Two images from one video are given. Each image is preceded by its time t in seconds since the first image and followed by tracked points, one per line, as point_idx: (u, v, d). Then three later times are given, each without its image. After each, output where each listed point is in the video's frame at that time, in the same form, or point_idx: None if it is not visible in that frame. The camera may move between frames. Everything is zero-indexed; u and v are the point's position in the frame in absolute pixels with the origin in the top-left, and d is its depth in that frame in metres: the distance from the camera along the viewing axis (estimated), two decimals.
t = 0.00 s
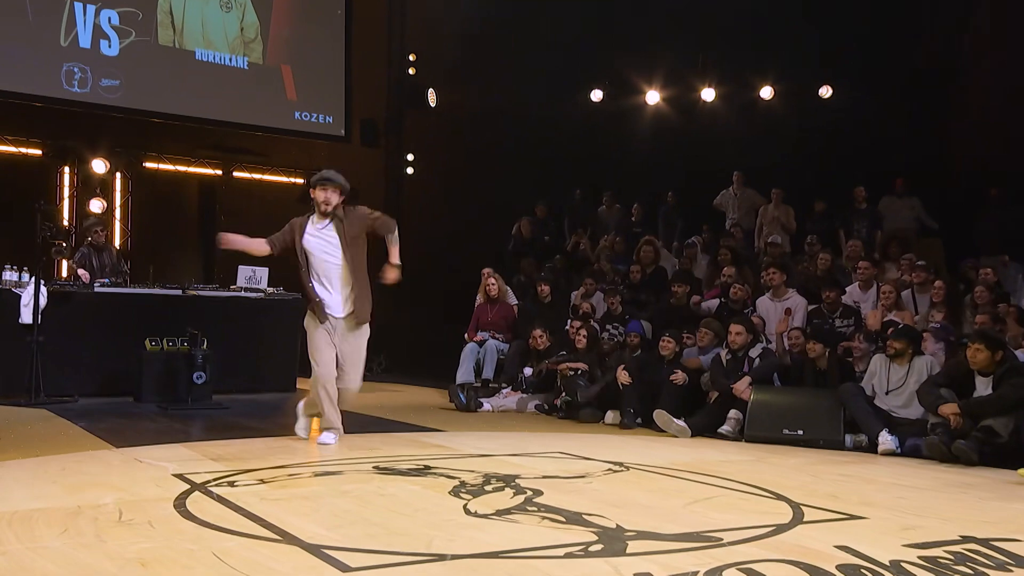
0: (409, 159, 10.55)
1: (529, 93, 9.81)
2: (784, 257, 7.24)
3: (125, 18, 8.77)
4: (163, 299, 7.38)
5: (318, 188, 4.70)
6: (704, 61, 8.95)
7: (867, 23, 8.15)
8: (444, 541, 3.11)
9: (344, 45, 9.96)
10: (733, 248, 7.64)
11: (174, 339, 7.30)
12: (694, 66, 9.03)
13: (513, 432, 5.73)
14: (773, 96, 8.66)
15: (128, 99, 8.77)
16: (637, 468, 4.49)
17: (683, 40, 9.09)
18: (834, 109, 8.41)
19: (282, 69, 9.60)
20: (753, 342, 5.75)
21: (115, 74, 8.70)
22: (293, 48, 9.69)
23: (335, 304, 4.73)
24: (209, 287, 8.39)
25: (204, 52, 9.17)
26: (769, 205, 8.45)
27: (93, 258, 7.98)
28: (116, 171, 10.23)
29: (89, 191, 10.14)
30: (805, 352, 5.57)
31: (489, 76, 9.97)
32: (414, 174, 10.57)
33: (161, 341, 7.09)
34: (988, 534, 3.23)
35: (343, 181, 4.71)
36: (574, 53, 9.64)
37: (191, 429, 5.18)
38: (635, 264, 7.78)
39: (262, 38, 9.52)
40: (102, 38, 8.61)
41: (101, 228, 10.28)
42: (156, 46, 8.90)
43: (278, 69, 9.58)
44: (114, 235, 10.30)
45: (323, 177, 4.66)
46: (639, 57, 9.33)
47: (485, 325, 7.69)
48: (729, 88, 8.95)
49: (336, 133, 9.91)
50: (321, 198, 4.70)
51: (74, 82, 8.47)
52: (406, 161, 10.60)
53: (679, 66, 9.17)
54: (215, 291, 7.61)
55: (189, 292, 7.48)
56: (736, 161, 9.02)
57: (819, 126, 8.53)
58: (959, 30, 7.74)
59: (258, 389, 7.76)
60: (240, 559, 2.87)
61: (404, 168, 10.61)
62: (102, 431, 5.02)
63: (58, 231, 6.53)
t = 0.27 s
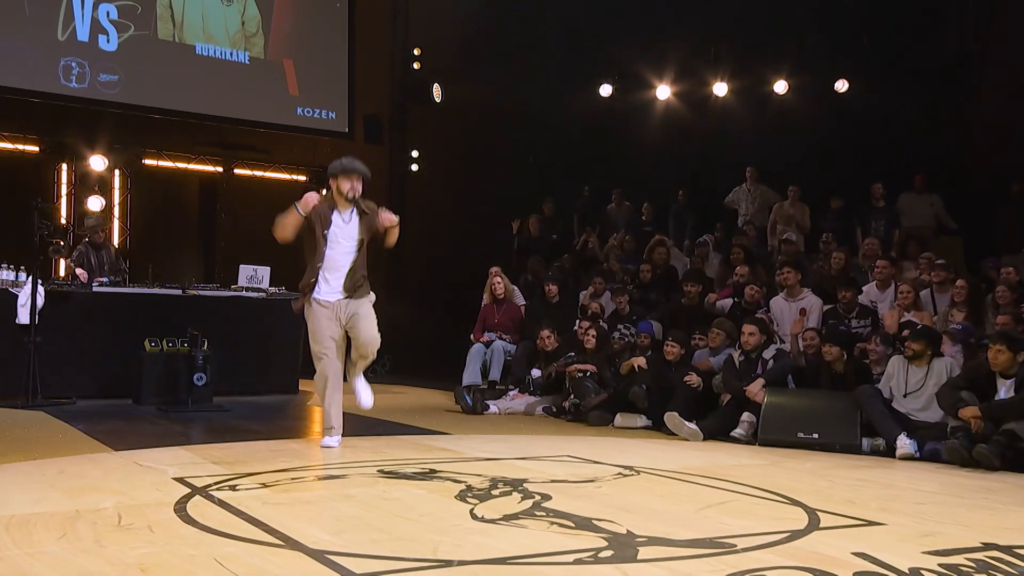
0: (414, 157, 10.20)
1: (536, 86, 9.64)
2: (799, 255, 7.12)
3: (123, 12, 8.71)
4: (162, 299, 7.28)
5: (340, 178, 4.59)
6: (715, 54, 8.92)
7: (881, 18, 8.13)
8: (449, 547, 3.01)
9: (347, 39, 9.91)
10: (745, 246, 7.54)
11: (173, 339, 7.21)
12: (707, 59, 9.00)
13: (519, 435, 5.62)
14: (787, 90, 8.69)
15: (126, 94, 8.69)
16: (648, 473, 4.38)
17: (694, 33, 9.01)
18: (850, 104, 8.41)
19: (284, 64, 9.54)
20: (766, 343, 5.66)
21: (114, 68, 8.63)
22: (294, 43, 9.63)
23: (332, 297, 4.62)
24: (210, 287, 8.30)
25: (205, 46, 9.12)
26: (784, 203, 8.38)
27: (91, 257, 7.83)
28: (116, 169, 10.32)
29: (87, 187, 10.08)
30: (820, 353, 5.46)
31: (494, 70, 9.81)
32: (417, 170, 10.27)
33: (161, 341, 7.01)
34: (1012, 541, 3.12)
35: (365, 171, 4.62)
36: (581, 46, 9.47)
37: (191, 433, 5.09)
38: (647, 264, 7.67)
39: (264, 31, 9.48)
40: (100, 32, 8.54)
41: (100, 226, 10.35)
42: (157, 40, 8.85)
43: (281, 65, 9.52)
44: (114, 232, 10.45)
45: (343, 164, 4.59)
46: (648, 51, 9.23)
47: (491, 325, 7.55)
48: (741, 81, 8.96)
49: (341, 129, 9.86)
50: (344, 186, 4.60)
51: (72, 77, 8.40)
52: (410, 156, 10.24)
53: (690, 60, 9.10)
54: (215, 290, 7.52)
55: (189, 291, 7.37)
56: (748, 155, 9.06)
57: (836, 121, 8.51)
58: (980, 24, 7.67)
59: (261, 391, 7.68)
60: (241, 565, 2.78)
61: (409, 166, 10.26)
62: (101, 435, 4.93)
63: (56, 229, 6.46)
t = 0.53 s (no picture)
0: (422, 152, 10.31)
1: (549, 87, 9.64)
2: (818, 254, 6.97)
3: (124, 5, 8.67)
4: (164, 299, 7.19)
5: (352, 169, 4.54)
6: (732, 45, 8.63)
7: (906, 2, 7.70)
8: (459, 553, 2.91)
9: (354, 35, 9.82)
10: (763, 245, 7.37)
11: (177, 339, 7.15)
12: (724, 52, 8.70)
13: (530, 438, 5.52)
14: (806, 84, 8.37)
15: (128, 89, 8.65)
16: (662, 477, 4.26)
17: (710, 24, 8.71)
18: (870, 95, 8.07)
19: (289, 58, 9.47)
20: (785, 344, 5.55)
21: (114, 63, 8.59)
22: (299, 37, 9.56)
23: (346, 293, 4.57)
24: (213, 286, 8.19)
25: (207, 40, 9.07)
26: (803, 200, 8.13)
27: (92, 257, 7.82)
28: (115, 167, 10.46)
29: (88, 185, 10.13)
30: (841, 355, 5.32)
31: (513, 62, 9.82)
32: (425, 167, 10.36)
33: (162, 342, 6.98)
34: None
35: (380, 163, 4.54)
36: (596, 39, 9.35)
37: (195, 436, 4.99)
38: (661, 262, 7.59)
39: (268, 25, 9.39)
40: (101, 27, 8.53)
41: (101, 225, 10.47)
42: (158, 33, 8.80)
43: (285, 59, 9.45)
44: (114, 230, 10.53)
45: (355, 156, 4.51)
46: (661, 43, 8.96)
47: (501, 325, 7.44)
48: (759, 75, 8.64)
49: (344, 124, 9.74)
50: (354, 179, 4.54)
51: (72, 71, 8.38)
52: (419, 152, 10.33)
53: (706, 53, 8.82)
54: (217, 290, 7.44)
55: (191, 291, 7.29)
56: (766, 154, 8.75)
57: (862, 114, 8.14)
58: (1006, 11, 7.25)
59: (266, 393, 7.58)
60: (243, 572, 2.68)
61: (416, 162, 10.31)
62: (104, 437, 4.85)
63: (56, 227, 6.38)
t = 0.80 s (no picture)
0: (427, 147, 9.89)
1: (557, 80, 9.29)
2: (837, 251, 6.83)
3: None
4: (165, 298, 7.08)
5: (358, 166, 4.45)
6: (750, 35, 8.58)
7: None
8: (467, 560, 2.79)
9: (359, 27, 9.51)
10: (780, 243, 7.24)
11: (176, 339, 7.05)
12: (740, 41, 8.65)
13: (539, 441, 5.39)
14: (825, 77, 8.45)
15: (127, 83, 8.38)
16: (676, 482, 4.13)
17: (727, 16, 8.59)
18: (895, 89, 8.21)
19: (293, 51, 9.16)
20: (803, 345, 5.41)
21: (113, 55, 8.31)
22: (302, 27, 9.24)
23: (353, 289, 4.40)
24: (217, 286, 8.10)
25: (209, 32, 8.77)
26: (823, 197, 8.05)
27: (90, 252, 7.62)
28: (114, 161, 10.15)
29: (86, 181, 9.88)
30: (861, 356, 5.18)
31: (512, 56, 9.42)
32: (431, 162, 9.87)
33: (162, 342, 6.87)
34: None
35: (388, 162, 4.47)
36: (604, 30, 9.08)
37: (196, 438, 4.89)
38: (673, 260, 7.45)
39: (270, 17, 9.08)
40: (98, 19, 8.24)
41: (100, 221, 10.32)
42: (156, 25, 8.50)
43: (290, 52, 9.15)
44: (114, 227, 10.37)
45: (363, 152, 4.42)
46: (679, 34, 8.82)
47: (509, 325, 7.32)
48: (778, 66, 8.66)
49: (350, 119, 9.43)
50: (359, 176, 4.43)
51: (70, 64, 8.10)
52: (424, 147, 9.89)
53: (722, 44, 8.76)
54: (218, 288, 7.34)
55: (191, 290, 7.18)
56: (784, 148, 8.84)
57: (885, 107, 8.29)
58: None
59: (271, 394, 7.49)
60: None
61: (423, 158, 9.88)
62: (103, 440, 4.74)
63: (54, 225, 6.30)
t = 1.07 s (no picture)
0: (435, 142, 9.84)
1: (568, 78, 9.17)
2: (858, 249, 6.70)
3: None
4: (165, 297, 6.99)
5: (364, 186, 4.30)
6: (765, 26, 8.48)
7: None
8: (476, 567, 2.68)
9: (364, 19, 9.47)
10: (799, 241, 7.10)
11: (176, 340, 6.96)
12: (758, 33, 8.55)
13: (550, 445, 5.27)
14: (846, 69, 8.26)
15: (126, 76, 8.32)
16: (692, 488, 4.00)
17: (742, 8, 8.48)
18: (917, 82, 8.02)
19: (296, 43, 9.10)
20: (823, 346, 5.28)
21: (113, 48, 8.25)
22: (305, 20, 9.18)
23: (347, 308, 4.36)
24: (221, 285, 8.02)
25: (210, 24, 8.70)
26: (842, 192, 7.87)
27: (88, 252, 7.67)
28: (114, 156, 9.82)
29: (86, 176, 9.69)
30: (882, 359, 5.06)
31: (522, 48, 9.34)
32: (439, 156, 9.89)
33: (163, 343, 6.78)
34: None
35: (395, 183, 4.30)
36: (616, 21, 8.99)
37: (198, 442, 4.79)
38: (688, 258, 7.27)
39: (274, 9, 9.02)
40: (98, 12, 8.17)
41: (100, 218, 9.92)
42: (156, 16, 8.42)
43: (293, 44, 9.09)
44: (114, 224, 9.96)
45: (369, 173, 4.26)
46: (690, 24, 8.74)
47: (518, 325, 7.19)
48: (797, 57, 8.57)
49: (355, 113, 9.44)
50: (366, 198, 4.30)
51: (68, 57, 8.06)
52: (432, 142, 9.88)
53: (738, 35, 8.68)
54: (219, 287, 7.26)
55: (193, 289, 7.09)
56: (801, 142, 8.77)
57: (908, 102, 8.14)
58: None
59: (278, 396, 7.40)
60: None
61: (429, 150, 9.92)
62: (105, 444, 4.64)
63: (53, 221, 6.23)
